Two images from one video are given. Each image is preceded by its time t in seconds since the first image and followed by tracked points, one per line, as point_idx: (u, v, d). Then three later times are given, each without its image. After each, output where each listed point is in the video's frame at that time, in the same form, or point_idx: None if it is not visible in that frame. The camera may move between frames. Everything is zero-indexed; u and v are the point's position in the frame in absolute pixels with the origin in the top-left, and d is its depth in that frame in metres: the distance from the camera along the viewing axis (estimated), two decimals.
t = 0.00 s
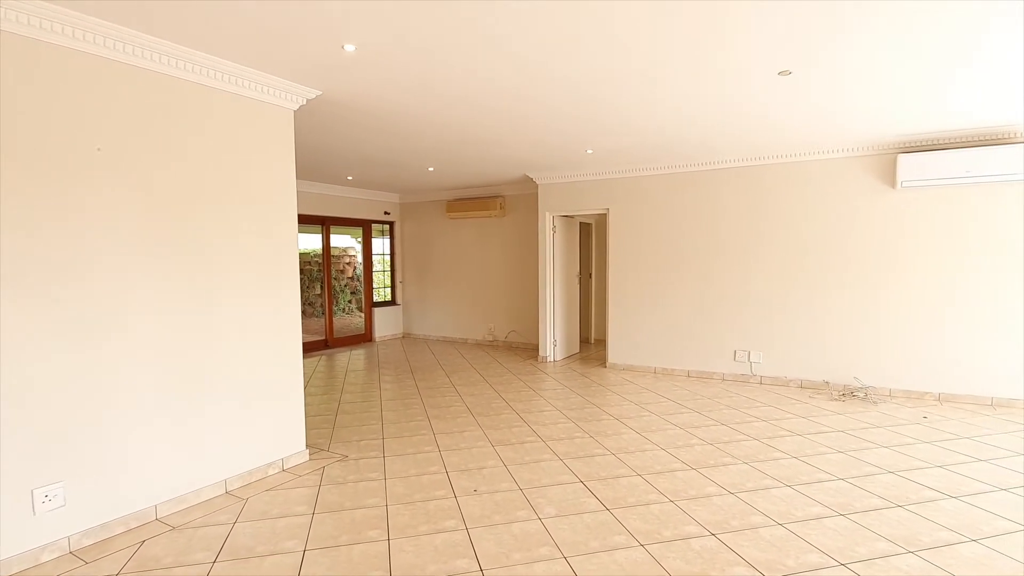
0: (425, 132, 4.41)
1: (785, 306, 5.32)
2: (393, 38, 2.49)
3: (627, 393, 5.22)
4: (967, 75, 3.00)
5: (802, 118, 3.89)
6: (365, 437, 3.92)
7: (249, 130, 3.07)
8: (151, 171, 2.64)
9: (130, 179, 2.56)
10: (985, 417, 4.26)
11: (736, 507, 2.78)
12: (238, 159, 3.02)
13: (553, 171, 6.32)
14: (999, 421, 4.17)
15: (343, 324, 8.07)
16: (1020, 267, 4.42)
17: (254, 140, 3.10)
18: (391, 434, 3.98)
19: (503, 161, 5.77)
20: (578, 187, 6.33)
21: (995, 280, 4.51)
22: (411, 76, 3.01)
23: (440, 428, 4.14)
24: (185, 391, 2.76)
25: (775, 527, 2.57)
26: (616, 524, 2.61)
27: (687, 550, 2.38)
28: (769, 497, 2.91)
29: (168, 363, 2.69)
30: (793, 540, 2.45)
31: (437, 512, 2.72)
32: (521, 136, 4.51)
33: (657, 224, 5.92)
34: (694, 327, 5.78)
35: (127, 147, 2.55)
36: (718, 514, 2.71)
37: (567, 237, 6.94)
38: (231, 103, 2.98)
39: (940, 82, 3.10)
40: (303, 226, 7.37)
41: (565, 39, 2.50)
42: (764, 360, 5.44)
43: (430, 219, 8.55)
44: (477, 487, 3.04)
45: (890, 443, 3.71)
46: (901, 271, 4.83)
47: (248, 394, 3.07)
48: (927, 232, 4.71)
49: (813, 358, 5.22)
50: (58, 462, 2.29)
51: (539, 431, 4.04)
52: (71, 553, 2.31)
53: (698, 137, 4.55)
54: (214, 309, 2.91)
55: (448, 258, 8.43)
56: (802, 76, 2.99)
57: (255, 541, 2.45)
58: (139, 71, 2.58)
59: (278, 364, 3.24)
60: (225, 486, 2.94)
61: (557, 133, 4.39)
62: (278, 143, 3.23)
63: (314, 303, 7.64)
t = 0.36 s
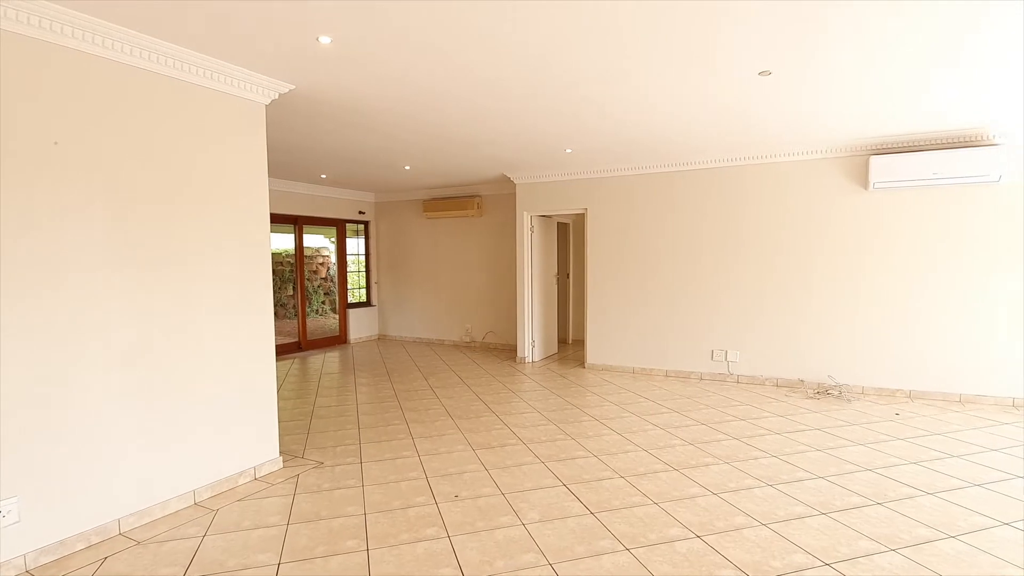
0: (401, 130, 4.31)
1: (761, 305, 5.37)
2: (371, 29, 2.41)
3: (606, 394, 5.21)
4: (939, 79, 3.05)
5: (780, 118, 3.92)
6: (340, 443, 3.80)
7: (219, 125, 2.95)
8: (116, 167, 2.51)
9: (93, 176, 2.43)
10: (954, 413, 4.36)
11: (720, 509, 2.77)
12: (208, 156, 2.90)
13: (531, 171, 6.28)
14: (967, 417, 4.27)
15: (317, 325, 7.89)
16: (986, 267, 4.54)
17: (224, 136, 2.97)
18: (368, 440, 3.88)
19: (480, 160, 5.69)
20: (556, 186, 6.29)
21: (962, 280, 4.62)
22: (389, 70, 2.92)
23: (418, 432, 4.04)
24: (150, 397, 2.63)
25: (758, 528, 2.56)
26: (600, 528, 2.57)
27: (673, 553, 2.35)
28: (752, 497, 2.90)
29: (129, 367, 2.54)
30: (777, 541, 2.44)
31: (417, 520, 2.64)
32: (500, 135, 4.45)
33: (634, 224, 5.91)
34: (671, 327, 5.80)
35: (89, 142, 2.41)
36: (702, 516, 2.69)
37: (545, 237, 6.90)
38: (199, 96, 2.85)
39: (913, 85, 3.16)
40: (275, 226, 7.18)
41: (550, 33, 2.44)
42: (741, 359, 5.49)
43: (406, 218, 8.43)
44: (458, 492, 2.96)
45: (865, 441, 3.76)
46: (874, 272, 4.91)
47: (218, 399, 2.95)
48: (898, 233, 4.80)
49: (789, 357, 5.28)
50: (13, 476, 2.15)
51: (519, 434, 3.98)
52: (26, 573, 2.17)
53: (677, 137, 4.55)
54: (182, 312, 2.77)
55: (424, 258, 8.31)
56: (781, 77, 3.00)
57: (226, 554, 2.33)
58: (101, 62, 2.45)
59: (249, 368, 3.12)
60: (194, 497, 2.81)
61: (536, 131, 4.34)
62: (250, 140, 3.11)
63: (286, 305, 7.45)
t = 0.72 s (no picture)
0: (374, 127, 4.22)
1: (732, 305, 5.45)
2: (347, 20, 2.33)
3: (581, 394, 5.20)
4: (905, 83, 3.15)
5: (753, 119, 3.98)
6: (311, 449, 3.68)
7: (183, 121, 2.81)
8: (77, 164, 2.36)
9: (57, 174, 2.30)
10: (917, 409, 4.50)
11: (699, 508, 2.77)
12: (173, 153, 2.77)
13: (504, 171, 6.24)
14: (929, 412, 4.42)
15: (285, 328, 7.68)
16: (944, 267, 4.71)
17: (190, 131, 2.84)
18: (340, 445, 3.77)
19: (453, 159, 5.62)
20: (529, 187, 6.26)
21: (922, 279, 4.78)
22: (363, 65, 2.84)
23: (392, 436, 3.95)
24: (113, 406, 2.48)
25: (738, 527, 2.58)
26: (582, 531, 2.54)
27: (656, 555, 2.34)
28: (729, 496, 2.92)
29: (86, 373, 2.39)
30: (757, 539, 2.46)
31: (394, 528, 2.57)
32: (475, 133, 4.39)
33: (608, 225, 5.93)
34: (644, 327, 5.83)
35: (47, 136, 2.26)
36: (682, 516, 2.69)
37: (518, 237, 6.87)
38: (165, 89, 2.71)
39: (880, 88, 3.24)
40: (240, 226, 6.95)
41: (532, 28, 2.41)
42: (712, 358, 5.56)
43: (376, 218, 8.28)
44: (436, 498, 2.90)
45: (835, 438, 3.84)
46: (839, 272, 5.04)
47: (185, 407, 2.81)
48: (862, 234, 4.94)
49: (759, 356, 5.38)
50: None
51: (495, 436, 3.93)
52: None
53: (651, 138, 4.58)
54: (146, 316, 2.64)
55: (395, 259, 8.18)
56: (755, 79, 3.06)
57: (194, 570, 2.22)
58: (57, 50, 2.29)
59: (215, 375, 2.99)
60: (157, 510, 2.67)
61: (512, 130, 4.31)
62: (214, 137, 2.97)
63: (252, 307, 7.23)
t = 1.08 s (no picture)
0: (346, 125, 4.12)
1: (703, 304, 5.52)
2: (321, 11, 2.26)
3: (557, 395, 5.20)
4: (872, 85, 3.24)
5: (725, 120, 4.04)
6: (282, 456, 3.57)
7: (144, 116, 2.70)
8: (30, 159, 2.24)
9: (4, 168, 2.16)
10: (881, 404, 4.65)
11: (678, 507, 2.79)
12: (135, 150, 2.65)
13: (477, 171, 6.19)
14: (893, 407, 4.56)
15: (252, 330, 7.47)
16: (906, 267, 4.87)
17: (151, 125, 2.73)
18: (312, 451, 3.67)
19: (426, 158, 5.55)
20: (502, 186, 6.23)
21: (885, 279, 4.93)
22: (337, 58, 2.76)
23: (366, 441, 3.87)
24: (70, 414, 2.36)
25: (716, 525, 2.60)
26: (563, 533, 2.52)
27: (637, 555, 2.33)
28: (707, 494, 2.95)
29: (43, 381, 2.27)
30: (735, 537, 2.48)
31: (371, 536, 2.50)
32: (450, 132, 4.34)
33: (582, 225, 5.94)
34: (618, 327, 5.87)
35: None
36: (662, 515, 2.70)
37: (491, 237, 6.83)
38: (121, 82, 2.58)
39: (848, 90, 3.33)
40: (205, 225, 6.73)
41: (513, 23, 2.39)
42: (685, 357, 5.63)
43: (346, 218, 8.13)
44: (413, 504, 2.84)
45: (805, 434, 3.92)
46: (807, 271, 5.16)
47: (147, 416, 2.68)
48: (829, 235, 5.07)
49: (729, 354, 5.47)
50: None
51: (472, 439, 3.88)
52: None
53: (626, 137, 4.60)
54: (106, 319, 2.52)
55: (366, 260, 8.05)
56: (728, 80, 3.12)
57: None
58: (8, 38, 2.16)
59: (181, 381, 2.86)
60: (119, 523, 2.54)
61: (487, 129, 4.28)
62: (177, 134, 2.85)
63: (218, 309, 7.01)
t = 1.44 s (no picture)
0: (324, 123, 4.05)
1: (681, 305, 5.58)
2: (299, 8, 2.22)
3: (537, 396, 5.19)
4: (848, 89, 3.31)
5: (704, 122, 4.09)
6: (258, 462, 3.48)
7: (114, 114, 2.61)
8: None
9: None
10: (854, 402, 4.75)
11: (661, 507, 2.80)
12: (103, 148, 2.56)
13: (456, 171, 6.15)
14: (866, 405, 4.67)
15: (225, 333, 7.29)
16: (877, 268, 4.99)
17: (121, 122, 2.65)
18: (290, 456, 3.59)
19: (406, 158, 5.49)
20: (482, 187, 6.21)
21: (857, 279, 5.05)
22: (316, 55, 2.71)
23: (346, 445, 3.80)
24: (33, 422, 2.26)
25: (699, 524, 2.62)
26: (547, 536, 2.51)
27: (622, 556, 2.34)
28: (689, 493, 2.97)
29: (3, 390, 2.17)
30: (717, 536, 2.50)
31: (352, 542, 2.46)
32: (430, 131, 4.30)
33: (562, 226, 5.95)
34: (598, 328, 5.89)
35: None
36: (645, 516, 2.71)
37: (470, 238, 6.79)
38: (87, 77, 2.49)
39: (825, 94, 3.40)
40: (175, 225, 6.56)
41: (497, 22, 2.37)
42: (664, 357, 5.68)
43: (322, 218, 8.00)
44: (395, 509, 2.80)
45: (782, 432, 3.99)
46: (783, 272, 5.25)
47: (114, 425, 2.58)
48: (803, 236, 5.17)
49: (707, 354, 5.53)
50: None
51: (454, 441, 3.85)
52: None
53: (607, 138, 4.61)
54: (71, 323, 2.42)
55: (343, 260, 7.93)
56: (707, 83, 3.17)
57: None
58: None
59: (150, 387, 2.77)
60: (86, 535, 2.44)
61: (466, 129, 4.26)
62: (146, 132, 2.76)
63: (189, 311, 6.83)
